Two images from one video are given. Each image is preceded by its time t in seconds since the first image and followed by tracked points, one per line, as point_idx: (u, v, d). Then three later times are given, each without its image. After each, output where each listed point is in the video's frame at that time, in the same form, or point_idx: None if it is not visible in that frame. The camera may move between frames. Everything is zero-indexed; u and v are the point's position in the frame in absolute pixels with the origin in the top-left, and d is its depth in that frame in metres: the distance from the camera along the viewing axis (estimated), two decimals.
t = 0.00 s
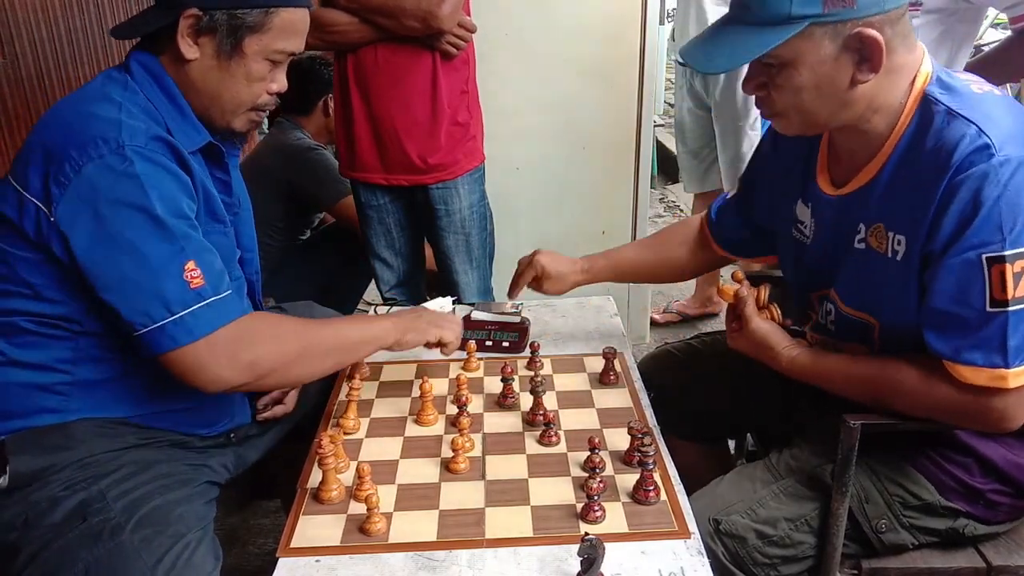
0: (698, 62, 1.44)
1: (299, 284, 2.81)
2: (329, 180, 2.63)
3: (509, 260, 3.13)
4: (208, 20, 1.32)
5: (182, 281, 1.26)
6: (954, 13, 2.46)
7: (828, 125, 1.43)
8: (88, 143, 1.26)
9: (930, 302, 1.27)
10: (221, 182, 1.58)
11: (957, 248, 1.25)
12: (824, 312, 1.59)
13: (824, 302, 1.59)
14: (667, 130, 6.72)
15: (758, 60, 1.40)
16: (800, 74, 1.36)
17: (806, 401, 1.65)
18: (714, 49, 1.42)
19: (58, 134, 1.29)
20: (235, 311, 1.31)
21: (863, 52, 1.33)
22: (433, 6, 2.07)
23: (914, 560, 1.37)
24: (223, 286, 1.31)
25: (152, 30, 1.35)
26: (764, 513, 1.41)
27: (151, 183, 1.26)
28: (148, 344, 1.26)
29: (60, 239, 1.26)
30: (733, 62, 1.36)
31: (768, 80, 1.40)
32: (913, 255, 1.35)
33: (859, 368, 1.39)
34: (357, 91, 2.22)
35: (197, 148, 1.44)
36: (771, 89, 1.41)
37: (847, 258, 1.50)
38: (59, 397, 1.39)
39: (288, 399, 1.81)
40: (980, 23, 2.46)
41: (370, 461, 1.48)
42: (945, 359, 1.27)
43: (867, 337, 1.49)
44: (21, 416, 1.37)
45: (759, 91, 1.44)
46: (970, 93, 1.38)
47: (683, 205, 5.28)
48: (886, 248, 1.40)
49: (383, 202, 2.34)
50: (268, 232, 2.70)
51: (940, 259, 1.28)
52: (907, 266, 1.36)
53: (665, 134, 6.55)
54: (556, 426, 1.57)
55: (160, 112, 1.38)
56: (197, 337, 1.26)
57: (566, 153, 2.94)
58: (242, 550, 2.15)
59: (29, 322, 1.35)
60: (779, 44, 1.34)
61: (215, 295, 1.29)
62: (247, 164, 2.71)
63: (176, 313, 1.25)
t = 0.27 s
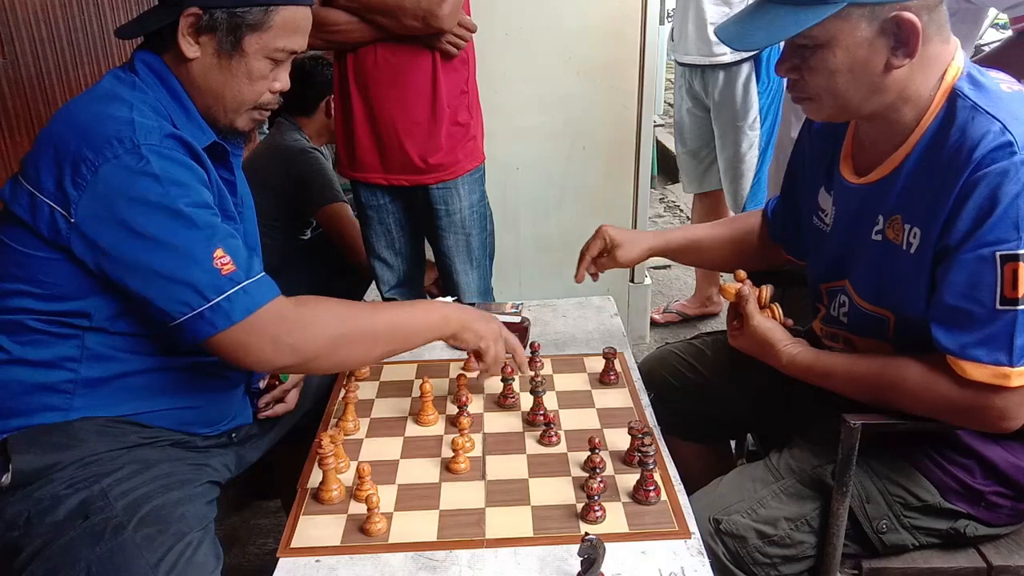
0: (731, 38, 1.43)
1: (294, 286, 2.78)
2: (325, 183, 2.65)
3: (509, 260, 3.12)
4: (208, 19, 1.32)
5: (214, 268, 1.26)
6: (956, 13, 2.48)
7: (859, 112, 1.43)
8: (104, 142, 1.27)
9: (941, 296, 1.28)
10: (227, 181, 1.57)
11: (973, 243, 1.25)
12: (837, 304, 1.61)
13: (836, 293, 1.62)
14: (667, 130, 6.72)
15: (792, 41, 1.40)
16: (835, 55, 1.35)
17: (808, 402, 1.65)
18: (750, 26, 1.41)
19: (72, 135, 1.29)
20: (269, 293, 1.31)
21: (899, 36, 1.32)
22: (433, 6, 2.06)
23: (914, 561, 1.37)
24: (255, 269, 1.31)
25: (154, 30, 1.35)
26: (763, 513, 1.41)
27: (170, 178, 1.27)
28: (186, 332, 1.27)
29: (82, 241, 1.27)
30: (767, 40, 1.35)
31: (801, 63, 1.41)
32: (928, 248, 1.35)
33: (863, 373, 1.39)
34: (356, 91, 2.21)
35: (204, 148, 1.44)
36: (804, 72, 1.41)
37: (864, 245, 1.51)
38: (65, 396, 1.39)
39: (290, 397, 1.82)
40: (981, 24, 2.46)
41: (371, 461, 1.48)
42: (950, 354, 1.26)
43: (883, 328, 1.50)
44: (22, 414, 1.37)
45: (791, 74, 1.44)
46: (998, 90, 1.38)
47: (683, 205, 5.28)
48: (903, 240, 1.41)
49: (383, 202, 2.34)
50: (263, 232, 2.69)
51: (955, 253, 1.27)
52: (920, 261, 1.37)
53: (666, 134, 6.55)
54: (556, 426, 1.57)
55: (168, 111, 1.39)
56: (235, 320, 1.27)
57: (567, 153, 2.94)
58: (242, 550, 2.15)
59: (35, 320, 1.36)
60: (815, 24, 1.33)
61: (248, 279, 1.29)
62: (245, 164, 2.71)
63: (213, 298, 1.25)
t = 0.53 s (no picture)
0: (750, 33, 1.42)
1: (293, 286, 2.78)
2: (320, 185, 2.64)
3: (509, 260, 3.13)
4: (211, 23, 1.32)
5: (229, 261, 1.26)
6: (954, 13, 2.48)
7: (876, 108, 1.42)
8: (111, 143, 1.27)
9: (952, 293, 1.28)
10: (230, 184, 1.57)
11: (986, 241, 1.25)
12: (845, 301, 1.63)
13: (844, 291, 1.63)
14: (667, 129, 6.72)
15: (811, 37, 1.39)
16: (854, 51, 1.34)
17: (809, 403, 1.65)
18: (770, 21, 1.40)
19: (77, 136, 1.30)
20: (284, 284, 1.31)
21: (919, 32, 1.32)
22: (433, 6, 2.06)
23: (914, 561, 1.37)
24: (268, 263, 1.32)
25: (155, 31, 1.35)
26: (764, 512, 1.41)
27: (179, 176, 1.28)
28: (201, 326, 1.27)
29: (92, 240, 1.28)
30: (788, 35, 1.34)
31: (820, 59, 1.40)
32: (939, 246, 1.35)
33: (864, 373, 1.39)
34: (356, 91, 2.21)
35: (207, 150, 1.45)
36: (823, 67, 1.40)
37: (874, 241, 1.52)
38: (65, 396, 1.39)
39: (290, 398, 1.82)
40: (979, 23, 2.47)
41: (371, 461, 1.48)
42: (959, 352, 1.26)
43: (888, 326, 1.50)
44: (22, 415, 1.36)
45: (810, 70, 1.43)
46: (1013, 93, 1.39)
47: (683, 205, 5.29)
48: (913, 237, 1.41)
49: (384, 202, 2.34)
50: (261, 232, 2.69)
51: (967, 251, 1.27)
52: (930, 258, 1.37)
53: (665, 134, 6.55)
54: (556, 426, 1.57)
55: (171, 113, 1.39)
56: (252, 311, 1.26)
57: (566, 153, 2.94)
58: (242, 550, 2.15)
59: (35, 321, 1.36)
60: (837, 19, 1.32)
61: (262, 271, 1.29)
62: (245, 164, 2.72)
63: (229, 290, 1.25)
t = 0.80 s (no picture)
0: (723, 43, 1.44)
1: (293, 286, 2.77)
2: (322, 184, 2.66)
3: (509, 260, 3.13)
4: (208, 22, 1.32)
5: (224, 266, 1.29)
6: (952, 13, 2.48)
7: (850, 114, 1.43)
8: (107, 143, 1.28)
9: (942, 295, 1.27)
10: (230, 182, 1.57)
11: (971, 242, 1.25)
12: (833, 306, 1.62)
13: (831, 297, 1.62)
14: (667, 129, 6.72)
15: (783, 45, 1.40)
16: (826, 59, 1.35)
17: (808, 403, 1.65)
18: (741, 31, 1.41)
19: (72, 135, 1.30)
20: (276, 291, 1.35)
21: (890, 38, 1.32)
22: (434, 6, 2.06)
23: (914, 561, 1.37)
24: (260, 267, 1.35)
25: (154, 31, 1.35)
26: (763, 513, 1.41)
27: (175, 179, 1.29)
28: (195, 328, 1.30)
29: (87, 240, 1.28)
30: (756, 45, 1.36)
31: (792, 67, 1.40)
32: (926, 249, 1.35)
33: (861, 373, 1.39)
34: (356, 91, 2.22)
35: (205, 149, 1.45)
36: (796, 75, 1.41)
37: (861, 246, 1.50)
38: (65, 395, 1.39)
39: (290, 398, 1.83)
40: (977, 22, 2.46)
41: (371, 461, 1.48)
42: (952, 352, 1.27)
43: (878, 329, 1.50)
44: (23, 412, 1.37)
45: (784, 78, 1.44)
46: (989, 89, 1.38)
47: (683, 205, 5.29)
48: (900, 242, 1.40)
49: (384, 202, 2.34)
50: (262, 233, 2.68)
51: (953, 253, 1.27)
52: (919, 262, 1.36)
53: (665, 134, 6.55)
54: (556, 426, 1.57)
55: (171, 113, 1.40)
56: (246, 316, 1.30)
57: (567, 153, 2.94)
58: (242, 550, 2.15)
59: (34, 319, 1.36)
60: (805, 28, 1.33)
61: (255, 276, 1.33)
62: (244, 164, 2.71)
63: (225, 294, 1.29)
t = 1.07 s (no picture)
0: (671, 70, 1.43)
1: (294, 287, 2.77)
2: (321, 186, 2.64)
3: (509, 260, 3.13)
4: (195, 21, 1.32)
5: (231, 261, 1.33)
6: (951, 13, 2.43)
7: (806, 131, 1.43)
8: (109, 142, 1.29)
9: (921, 304, 1.27)
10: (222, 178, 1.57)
11: (943, 250, 1.24)
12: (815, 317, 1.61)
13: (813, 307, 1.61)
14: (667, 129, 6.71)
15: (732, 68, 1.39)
16: (774, 81, 1.34)
17: (808, 403, 1.64)
18: (688, 57, 1.40)
19: (70, 135, 1.31)
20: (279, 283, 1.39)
21: (835, 56, 1.32)
22: (434, 7, 2.06)
23: (914, 560, 1.38)
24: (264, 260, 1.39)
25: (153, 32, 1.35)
26: (763, 513, 1.41)
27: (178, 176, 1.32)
28: (203, 322, 1.33)
29: (92, 239, 1.30)
30: (703, 72, 1.35)
31: (743, 89, 1.40)
32: (899, 259, 1.34)
33: (855, 374, 1.39)
34: (356, 91, 2.22)
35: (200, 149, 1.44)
36: (747, 98, 1.40)
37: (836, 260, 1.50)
38: (66, 395, 1.39)
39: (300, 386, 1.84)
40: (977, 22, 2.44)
41: (370, 461, 1.48)
42: (942, 361, 1.26)
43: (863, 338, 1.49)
44: (22, 415, 1.37)
45: (735, 100, 1.43)
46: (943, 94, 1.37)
47: (683, 205, 5.29)
48: (873, 253, 1.40)
49: (383, 202, 2.34)
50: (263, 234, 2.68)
51: (927, 262, 1.27)
52: (893, 271, 1.36)
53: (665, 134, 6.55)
54: (556, 426, 1.57)
55: (163, 112, 1.39)
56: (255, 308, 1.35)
57: (567, 152, 2.94)
58: (242, 550, 2.15)
59: (36, 320, 1.36)
60: (750, 53, 1.32)
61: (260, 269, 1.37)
62: (244, 165, 2.71)
63: (233, 288, 1.33)
